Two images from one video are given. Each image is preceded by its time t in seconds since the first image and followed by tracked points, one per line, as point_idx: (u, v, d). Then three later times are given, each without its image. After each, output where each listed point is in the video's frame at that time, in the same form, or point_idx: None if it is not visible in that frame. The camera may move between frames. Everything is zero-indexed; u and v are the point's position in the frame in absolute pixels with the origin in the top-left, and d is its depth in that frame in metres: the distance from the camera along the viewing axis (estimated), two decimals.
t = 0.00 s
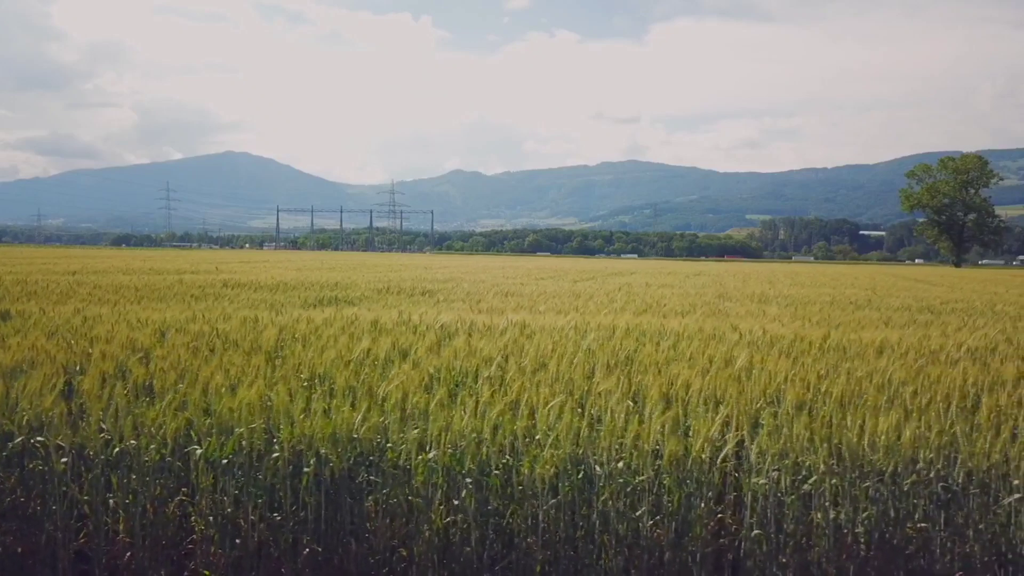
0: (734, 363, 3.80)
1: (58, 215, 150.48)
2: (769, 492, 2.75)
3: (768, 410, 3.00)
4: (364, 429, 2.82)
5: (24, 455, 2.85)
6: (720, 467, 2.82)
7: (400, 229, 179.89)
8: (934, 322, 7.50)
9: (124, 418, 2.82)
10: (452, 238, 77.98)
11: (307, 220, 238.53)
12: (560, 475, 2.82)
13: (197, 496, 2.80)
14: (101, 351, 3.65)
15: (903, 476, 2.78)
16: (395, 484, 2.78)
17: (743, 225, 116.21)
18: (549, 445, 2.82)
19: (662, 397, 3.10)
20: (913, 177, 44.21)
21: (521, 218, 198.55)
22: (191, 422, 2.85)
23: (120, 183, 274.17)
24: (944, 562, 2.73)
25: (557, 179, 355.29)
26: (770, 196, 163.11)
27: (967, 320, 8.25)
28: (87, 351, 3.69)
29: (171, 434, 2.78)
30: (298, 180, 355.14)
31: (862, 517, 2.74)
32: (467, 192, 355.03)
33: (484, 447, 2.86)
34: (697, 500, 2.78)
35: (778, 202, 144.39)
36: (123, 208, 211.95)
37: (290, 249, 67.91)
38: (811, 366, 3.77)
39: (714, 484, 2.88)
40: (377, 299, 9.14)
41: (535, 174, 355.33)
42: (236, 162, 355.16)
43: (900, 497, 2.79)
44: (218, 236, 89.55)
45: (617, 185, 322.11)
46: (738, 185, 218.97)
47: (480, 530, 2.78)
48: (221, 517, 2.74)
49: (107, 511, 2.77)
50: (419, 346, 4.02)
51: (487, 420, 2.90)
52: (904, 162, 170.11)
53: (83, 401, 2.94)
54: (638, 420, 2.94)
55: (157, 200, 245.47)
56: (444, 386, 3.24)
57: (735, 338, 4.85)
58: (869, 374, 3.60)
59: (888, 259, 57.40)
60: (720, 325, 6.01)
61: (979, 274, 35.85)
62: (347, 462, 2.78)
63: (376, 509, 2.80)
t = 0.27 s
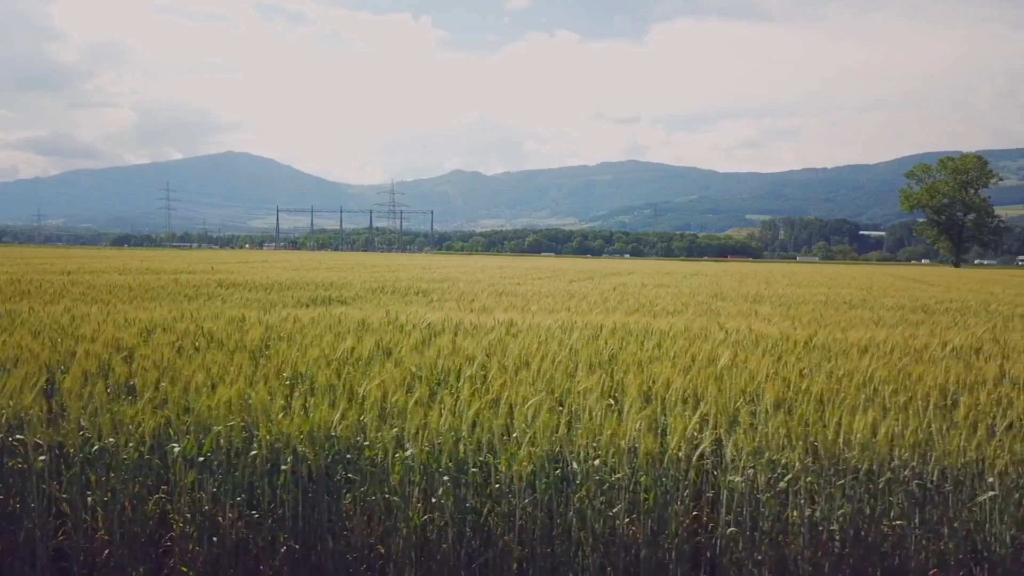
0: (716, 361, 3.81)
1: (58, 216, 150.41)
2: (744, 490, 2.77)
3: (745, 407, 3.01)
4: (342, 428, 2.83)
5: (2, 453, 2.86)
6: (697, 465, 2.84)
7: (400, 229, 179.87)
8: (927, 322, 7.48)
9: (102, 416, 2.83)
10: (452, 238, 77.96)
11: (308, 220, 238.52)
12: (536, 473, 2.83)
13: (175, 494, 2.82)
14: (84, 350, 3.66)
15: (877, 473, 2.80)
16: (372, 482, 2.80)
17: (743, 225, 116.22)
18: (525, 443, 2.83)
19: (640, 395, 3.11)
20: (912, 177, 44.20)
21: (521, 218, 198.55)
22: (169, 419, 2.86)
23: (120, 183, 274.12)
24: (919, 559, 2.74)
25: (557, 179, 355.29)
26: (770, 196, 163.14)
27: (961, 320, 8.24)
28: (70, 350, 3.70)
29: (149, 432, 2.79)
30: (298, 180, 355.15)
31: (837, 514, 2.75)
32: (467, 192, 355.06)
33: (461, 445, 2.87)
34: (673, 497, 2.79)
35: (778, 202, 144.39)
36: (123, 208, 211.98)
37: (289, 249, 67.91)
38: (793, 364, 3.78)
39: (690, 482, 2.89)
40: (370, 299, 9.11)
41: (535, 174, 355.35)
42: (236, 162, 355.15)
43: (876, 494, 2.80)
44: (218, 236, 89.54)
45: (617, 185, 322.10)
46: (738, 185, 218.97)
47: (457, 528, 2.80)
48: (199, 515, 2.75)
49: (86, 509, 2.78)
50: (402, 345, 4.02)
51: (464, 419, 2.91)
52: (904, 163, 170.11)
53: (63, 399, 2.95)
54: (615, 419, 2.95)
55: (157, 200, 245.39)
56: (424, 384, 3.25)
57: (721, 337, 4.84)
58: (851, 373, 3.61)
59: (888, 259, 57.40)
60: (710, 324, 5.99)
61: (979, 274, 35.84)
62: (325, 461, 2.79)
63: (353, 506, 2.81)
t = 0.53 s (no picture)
0: (702, 360, 3.81)
1: (58, 216, 150.43)
2: (724, 489, 2.77)
3: (726, 406, 3.02)
4: (322, 427, 2.85)
5: None
6: (676, 464, 2.85)
7: (400, 229, 179.87)
8: (921, 322, 7.47)
9: (83, 416, 2.85)
10: (452, 239, 77.96)
11: (308, 220, 238.54)
12: (516, 472, 2.84)
13: (156, 494, 2.82)
14: (69, 349, 3.67)
15: (857, 473, 2.81)
16: (352, 480, 2.80)
17: (743, 225, 116.24)
18: (505, 441, 2.84)
19: (621, 395, 3.12)
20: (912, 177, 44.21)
21: (521, 218, 198.56)
22: (149, 419, 2.88)
23: (120, 183, 274.12)
24: (898, 557, 2.74)
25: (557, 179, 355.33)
26: (770, 196, 163.18)
27: (956, 319, 8.22)
28: (57, 349, 3.71)
29: (130, 431, 2.81)
30: (298, 180, 355.18)
31: (816, 513, 2.75)
32: (467, 192, 355.09)
33: (441, 443, 2.88)
34: (652, 496, 2.80)
35: (778, 202, 144.40)
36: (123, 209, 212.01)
37: (289, 249, 67.91)
38: (777, 364, 3.79)
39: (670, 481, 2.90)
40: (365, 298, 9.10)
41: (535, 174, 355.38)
42: (236, 162, 355.15)
43: (854, 493, 2.81)
44: (219, 236, 89.58)
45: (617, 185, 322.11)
46: (738, 185, 218.98)
47: (437, 527, 2.80)
48: (179, 514, 2.76)
49: (67, 508, 2.79)
50: (389, 345, 4.03)
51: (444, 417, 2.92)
52: (904, 163, 170.12)
53: (44, 399, 2.97)
54: (594, 419, 2.96)
55: (157, 201, 245.38)
56: (407, 383, 3.27)
57: (710, 337, 4.84)
58: (834, 373, 3.62)
59: (888, 259, 57.41)
60: (700, 324, 5.98)
61: (978, 274, 35.84)
62: (305, 460, 2.80)
63: (333, 504, 2.82)
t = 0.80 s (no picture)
0: (684, 360, 3.83)
1: (57, 216, 150.43)
2: (700, 488, 2.79)
3: (703, 406, 3.04)
4: (301, 427, 2.87)
5: None
6: (653, 464, 2.86)
7: (400, 229, 179.91)
8: (911, 322, 7.48)
9: (62, 416, 2.86)
10: (451, 239, 77.93)
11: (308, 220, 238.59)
12: (493, 473, 2.85)
13: (135, 493, 2.84)
14: (53, 349, 3.69)
15: (833, 473, 2.82)
16: (330, 480, 2.81)
17: (743, 224, 116.24)
18: (482, 441, 2.86)
19: (600, 394, 3.14)
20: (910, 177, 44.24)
21: (521, 218, 198.54)
22: (129, 419, 2.89)
23: (120, 183, 274.10)
24: (873, 557, 2.76)
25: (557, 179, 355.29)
26: (770, 195, 163.17)
27: (950, 319, 8.22)
28: (40, 350, 3.71)
29: (109, 431, 2.82)
30: (298, 180, 355.16)
31: (791, 513, 2.77)
32: (467, 192, 355.10)
33: (419, 444, 2.90)
34: (629, 496, 2.81)
35: (778, 202, 144.38)
36: (123, 208, 211.98)
37: (289, 249, 67.91)
38: (759, 364, 3.80)
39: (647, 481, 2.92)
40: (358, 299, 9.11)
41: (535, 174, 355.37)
42: (236, 162, 355.17)
43: (830, 493, 2.83)
44: (218, 236, 89.59)
45: (617, 185, 322.20)
46: (738, 185, 218.97)
47: (414, 527, 2.81)
48: (158, 513, 2.77)
49: (46, 507, 2.81)
50: (374, 344, 4.05)
51: (423, 418, 2.93)
52: (904, 163, 170.09)
53: (24, 400, 2.98)
54: (573, 418, 2.98)
55: (157, 200, 245.41)
56: (388, 383, 3.28)
57: (696, 337, 4.85)
58: (815, 373, 3.64)
59: (887, 258, 57.41)
60: (689, 323, 5.98)
61: (978, 274, 35.86)
62: (283, 460, 2.82)
63: (311, 504, 2.83)
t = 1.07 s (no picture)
0: (668, 360, 3.83)
1: (57, 215, 150.34)
2: (676, 487, 2.79)
3: (682, 405, 3.05)
4: (278, 427, 2.87)
5: None
6: (629, 464, 2.86)
7: (400, 228, 179.96)
8: (904, 322, 7.44)
9: (40, 415, 2.86)
10: (451, 239, 77.90)
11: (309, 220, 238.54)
12: (470, 472, 2.85)
13: (113, 493, 2.84)
14: (35, 349, 3.69)
15: (809, 472, 2.83)
16: (307, 479, 2.82)
17: (743, 225, 116.22)
18: (459, 440, 2.86)
19: (579, 393, 3.14)
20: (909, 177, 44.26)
21: (521, 218, 198.51)
22: (108, 418, 2.89)
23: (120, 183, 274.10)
24: (849, 556, 2.76)
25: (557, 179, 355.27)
26: (770, 195, 163.17)
27: (945, 320, 8.21)
28: (24, 350, 3.71)
29: (86, 431, 2.82)
30: (298, 180, 355.13)
31: (768, 512, 2.77)
32: (467, 192, 355.08)
33: (397, 441, 2.90)
34: (608, 494, 2.81)
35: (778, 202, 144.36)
36: (123, 208, 211.94)
37: (289, 249, 67.89)
38: (743, 364, 3.80)
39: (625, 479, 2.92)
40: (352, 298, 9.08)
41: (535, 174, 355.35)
42: (236, 162, 355.16)
43: (807, 493, 2.83)
44: (218, 236, 89.59)
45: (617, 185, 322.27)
46: (738, 185, 218.98)
47: (392, 526, 2.82)
48: (135, 512, 2.77)
49: (23, 506, 2.81)
50: (359, 344, 4.05)
51: (401, 417, 2.93)
52: (904, 163, 170.08)
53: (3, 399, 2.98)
54: (551, 417, 2.98)
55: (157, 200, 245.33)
56: (369, 382, 3.29)
57: (682, 336, 4.84)
58: (796, 373, 3.63)
59: (887, 258, 57.39)
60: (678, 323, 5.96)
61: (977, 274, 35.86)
62: (261, 459, 2.82)
63: (289, 504, 2.84)
